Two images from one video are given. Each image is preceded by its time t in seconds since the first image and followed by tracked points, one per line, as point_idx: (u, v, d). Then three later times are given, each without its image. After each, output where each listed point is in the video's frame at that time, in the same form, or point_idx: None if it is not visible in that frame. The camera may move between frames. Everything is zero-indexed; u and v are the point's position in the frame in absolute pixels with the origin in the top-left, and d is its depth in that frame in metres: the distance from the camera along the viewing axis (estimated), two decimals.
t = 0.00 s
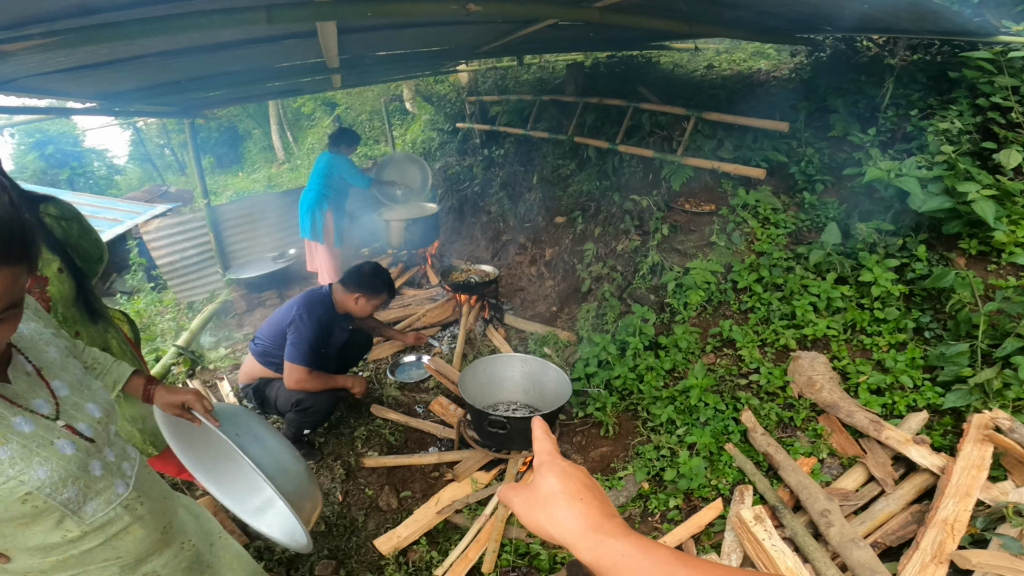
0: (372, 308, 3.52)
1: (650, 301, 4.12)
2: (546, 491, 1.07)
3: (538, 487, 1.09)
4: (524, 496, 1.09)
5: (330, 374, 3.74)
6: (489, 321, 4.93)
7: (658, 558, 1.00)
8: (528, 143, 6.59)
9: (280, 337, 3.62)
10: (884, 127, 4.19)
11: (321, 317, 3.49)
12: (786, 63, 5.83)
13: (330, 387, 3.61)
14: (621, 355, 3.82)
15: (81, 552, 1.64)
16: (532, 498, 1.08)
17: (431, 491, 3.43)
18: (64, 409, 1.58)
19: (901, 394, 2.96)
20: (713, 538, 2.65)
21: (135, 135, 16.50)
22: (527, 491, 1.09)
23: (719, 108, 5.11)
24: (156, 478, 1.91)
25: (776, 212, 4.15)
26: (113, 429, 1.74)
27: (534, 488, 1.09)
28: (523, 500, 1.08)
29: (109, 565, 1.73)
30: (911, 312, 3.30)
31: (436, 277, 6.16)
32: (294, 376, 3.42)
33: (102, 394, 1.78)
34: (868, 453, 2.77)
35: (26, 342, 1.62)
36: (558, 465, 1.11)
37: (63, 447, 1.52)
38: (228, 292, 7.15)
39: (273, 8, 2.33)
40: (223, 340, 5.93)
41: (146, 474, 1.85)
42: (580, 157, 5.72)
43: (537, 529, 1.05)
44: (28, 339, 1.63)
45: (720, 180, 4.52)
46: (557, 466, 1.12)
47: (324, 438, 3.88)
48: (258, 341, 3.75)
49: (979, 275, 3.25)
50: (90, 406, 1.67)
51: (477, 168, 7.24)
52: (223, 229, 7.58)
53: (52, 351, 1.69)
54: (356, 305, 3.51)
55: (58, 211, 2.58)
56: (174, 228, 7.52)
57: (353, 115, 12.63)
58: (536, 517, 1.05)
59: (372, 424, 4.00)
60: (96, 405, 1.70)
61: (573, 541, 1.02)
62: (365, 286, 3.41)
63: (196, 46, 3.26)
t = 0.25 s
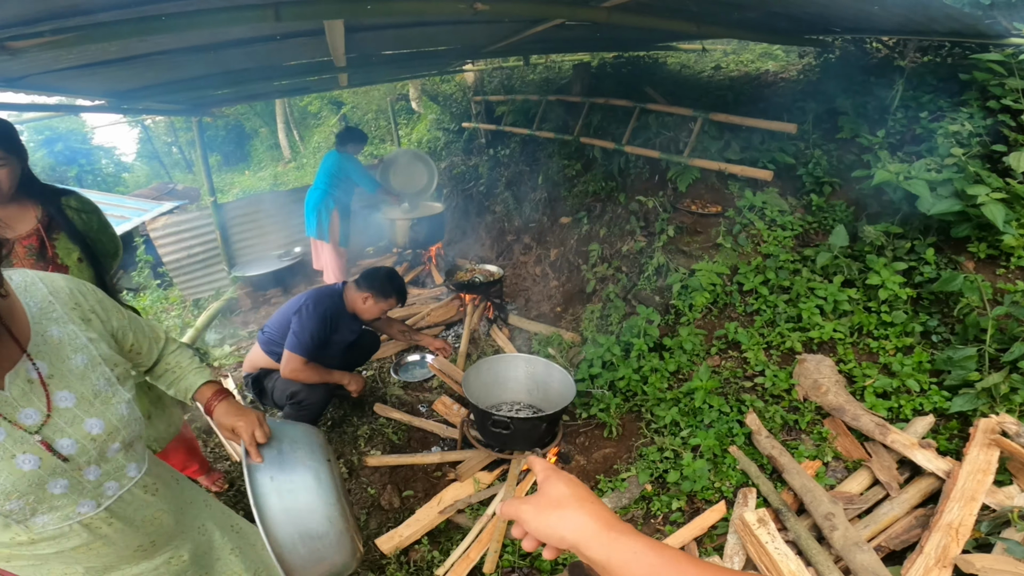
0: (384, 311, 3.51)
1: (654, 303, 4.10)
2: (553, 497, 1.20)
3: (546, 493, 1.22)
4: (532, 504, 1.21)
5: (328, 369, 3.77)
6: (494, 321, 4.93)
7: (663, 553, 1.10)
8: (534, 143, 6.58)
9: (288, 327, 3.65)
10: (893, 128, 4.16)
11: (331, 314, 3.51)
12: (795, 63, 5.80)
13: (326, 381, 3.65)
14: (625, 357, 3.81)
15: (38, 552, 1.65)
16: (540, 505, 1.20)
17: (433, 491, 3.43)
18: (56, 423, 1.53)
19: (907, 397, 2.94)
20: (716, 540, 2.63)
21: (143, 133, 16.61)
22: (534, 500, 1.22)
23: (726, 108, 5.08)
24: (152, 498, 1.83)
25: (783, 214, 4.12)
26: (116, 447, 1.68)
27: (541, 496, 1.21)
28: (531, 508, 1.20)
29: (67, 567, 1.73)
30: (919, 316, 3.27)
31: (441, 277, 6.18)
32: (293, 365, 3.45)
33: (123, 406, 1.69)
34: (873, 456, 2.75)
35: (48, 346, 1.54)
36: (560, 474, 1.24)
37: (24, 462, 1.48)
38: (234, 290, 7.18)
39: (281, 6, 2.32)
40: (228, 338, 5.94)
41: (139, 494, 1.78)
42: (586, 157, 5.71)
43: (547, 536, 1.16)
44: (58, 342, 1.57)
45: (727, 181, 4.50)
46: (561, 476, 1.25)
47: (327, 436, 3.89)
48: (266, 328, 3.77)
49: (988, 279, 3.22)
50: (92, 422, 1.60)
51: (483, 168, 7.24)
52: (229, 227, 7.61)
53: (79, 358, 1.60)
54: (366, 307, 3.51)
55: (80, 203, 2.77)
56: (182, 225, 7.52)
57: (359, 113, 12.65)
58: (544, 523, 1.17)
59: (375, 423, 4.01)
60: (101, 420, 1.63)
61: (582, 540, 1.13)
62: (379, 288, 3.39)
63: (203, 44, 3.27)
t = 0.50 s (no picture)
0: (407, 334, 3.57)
1: (668, 327, 4.08)
2: (547, 444, 1.05)
3: (540, 441, 1.07)
4: (524, 450, 1.07)
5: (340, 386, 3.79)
6: (506, 342, 4.93)
7: (664, 521, 0.93)
8: (548, 164, 6.65)
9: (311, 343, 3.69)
10: (911, 150, 4.13)
11: (352, 334, 3.58)
12: (810, 85, 5.80)
13: (336, 397, 3.66)
14: (638, 381, 3.79)
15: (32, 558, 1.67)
16: (532, 451, 1.06)
17: (444, 511, 3.42)
18: (66, 455, 1.47)
19: (925, 423, 2.89)
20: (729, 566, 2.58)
21: (166, 148, 17.04)
22: (526, 446, 1.08)
23: (741, 130, 5.09)
24: (153, 532, 1.75)
25: (799, 238, 4.10)
26: (123, 483, 1.60)
27: (534, 442, 1.07)
28: (522, 454, 1.07)
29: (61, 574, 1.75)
30: (938, 343, 3.22)
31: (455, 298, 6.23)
32: (306, 377, 3.46)
33: (145, 447, 1.60)
34: (889, 481, 2.70)
35: (85, 382, 1.47)
36: (559, 418, 1.08)
37: (16, 487, 1.44)
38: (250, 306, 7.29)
39: (305, 31, 2.39)
40: (243, 353, 6.01)
41: (139, 529, 1.71)
42: (600, 180, 5.75)
43: (539, 487, 1.03)
44: (97, 380, 1.49)
45: (742, 205, 4.48)
46: (559, 418, 1.09)
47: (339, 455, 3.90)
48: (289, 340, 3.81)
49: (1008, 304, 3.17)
50: (103, 459, 1.53)
51: (497, 189, 7.32)
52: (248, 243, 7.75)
53: (113, 397, 1.51)
54: (390, 330, 3.57)
55: (126, 221, 3.02)
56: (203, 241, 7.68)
57: (375, 131, 12.87)
58: (536, 472, 1.03)
59: (387, 442, 4.02)
60: (115, 458, 1.55)
61: (577, 497, 0.98)
62: (402, 313, 3.46)
63: (228, 65, 3.36)
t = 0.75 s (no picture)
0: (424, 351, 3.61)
1: (682, 352, 4.04)
2: (543, 374, 1.02)
3: (535, 371, 1.03)
4: (519, 380, 1.04)
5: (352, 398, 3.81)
6: (519, 361, 4.92)
7: (662, 466, 0.86)
8: (565, 183, 6.68)
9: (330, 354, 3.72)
10: (935, 175, 4.06)
11: (370, 347, 3.60)
12: (832, 107, 5.76)
13: (347, 409, 3.66)
14: (650, 405, 3.75)
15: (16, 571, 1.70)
16: (527, 382, 1.03)
17: (450, 528, 3.42)
18: (47, 491, 1.45)
19: (943, 451, 2.81)
20: None
21: (191, 157, 17.46)
22: (521, 377, 1.05)
23: (760, 153, 5.07)
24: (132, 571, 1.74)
25: (818, 264, 4.05)
26: (106, 523, 1.58)
27: (530, 372, 1.04)
28: (517, 384, 1.03)
29: None
30: (958, 372, 3.15)
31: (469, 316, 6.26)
32: (321, 387, 3.49)
33: (135, 491, 1.56)
34: (902, 508, 2.64)
35: (82, 422, 1.42)
36: (556, 349, 1.05)
37: None
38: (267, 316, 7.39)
39: (333, 46, 2.44)
40: (258, 363, 6.08)
41: (116, 565, 1.70)
42: (617, 201, 5.77)
43: (531, 418, 0.99)
44: (95, 419, 1.43)
45: (760, 229, 4.45)
46: (556, 351, 1.06)
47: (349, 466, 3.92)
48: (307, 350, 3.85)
49: None
50: (87, 500, 1.51)
51: (513, 207, 7.38)
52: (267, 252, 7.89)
53: (108, 439, 1.45)
54: (410, 348, 3.60)
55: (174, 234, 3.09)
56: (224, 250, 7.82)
57: (395, 144, 13.06)
58: (529, 401, 0.99)
59: (397, 456, 4.02)
60: (101, 498, 1.52)
61: (568, 427, 0.93)
62: (420, 330, 3.47)
63: (257, 78, 3.45)
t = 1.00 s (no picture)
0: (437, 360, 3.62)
1: (694, 364, 4.01)
2: (545, 394, 1.02)
3: (538, 390, 1.03)
4: (522, 399, 1.04)
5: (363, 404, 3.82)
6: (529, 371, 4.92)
7: (662, 483, 0.86)
8: (578, 193, 6.70)
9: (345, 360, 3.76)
10: (954, 188, 4.01)
11: (383, 354, 3.62)
12: (849, 118, 5.72)
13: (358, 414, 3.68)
14: (661, 418, 3.73)
15: None
16: (530, 401, 1.03)
17: (457, 536, 3.39)
18: None
19: (959, 466, 2.76)
20: None
21: (209, 163, 17.77)
22: (524, 396, 1.05)
23: (775, 165, 5.04)
24: None
25: (833, 278, 4.01)
26: None
27: (533, 391, 1.04)
28: (520, 404, 1.04)
29: None
30: (975, 387, 3.09)
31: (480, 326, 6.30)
32: (332, 392, 3.52)
33: None
34: (915, 521, 2.59)
35: None
36: (558, 369, 1.05)
37: None
38: (281, 322, 7.49)
39: (352, 57, 2.48)
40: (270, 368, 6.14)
41: None
42: (629, 212, 5.76)
43: (535, 439, 0.98)
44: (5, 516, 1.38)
45: (775, 242, 4.41)
46: (559, 370, 1.06)
47: (358, 473, 3.95)
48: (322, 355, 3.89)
49: None
50: None
51: (526, 217, 7.41)
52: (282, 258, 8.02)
53: (19, 535, 1.40)
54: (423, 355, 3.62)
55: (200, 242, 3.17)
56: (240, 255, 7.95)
57: (409, 152, 13.18)
58: (532, 422, 0.99)
59: (406, 463, 4.04)
60: None
61: (571, 446, 0.93)
62: (432, 338, 3.49)
63: (276, 86, 3.52)
